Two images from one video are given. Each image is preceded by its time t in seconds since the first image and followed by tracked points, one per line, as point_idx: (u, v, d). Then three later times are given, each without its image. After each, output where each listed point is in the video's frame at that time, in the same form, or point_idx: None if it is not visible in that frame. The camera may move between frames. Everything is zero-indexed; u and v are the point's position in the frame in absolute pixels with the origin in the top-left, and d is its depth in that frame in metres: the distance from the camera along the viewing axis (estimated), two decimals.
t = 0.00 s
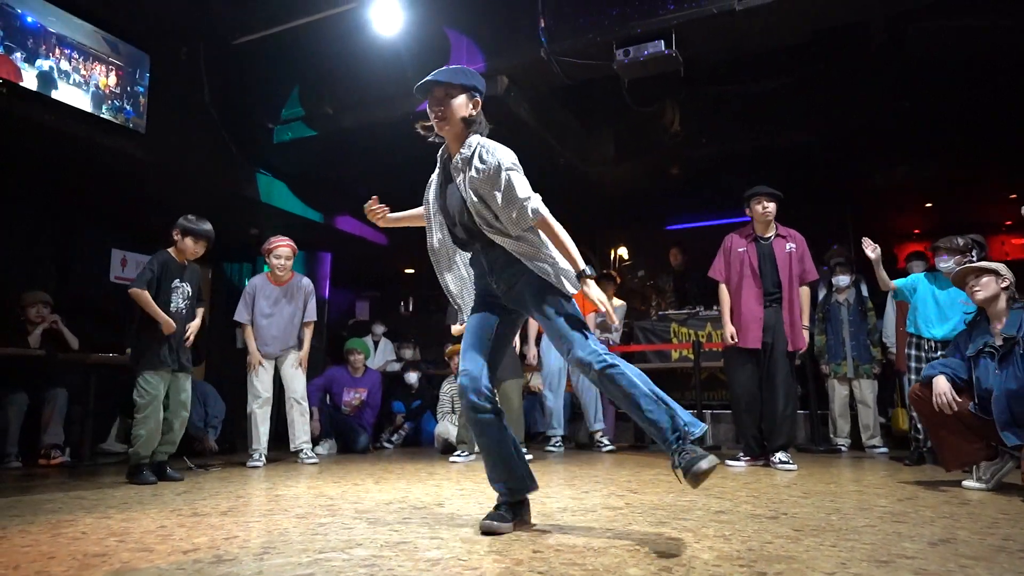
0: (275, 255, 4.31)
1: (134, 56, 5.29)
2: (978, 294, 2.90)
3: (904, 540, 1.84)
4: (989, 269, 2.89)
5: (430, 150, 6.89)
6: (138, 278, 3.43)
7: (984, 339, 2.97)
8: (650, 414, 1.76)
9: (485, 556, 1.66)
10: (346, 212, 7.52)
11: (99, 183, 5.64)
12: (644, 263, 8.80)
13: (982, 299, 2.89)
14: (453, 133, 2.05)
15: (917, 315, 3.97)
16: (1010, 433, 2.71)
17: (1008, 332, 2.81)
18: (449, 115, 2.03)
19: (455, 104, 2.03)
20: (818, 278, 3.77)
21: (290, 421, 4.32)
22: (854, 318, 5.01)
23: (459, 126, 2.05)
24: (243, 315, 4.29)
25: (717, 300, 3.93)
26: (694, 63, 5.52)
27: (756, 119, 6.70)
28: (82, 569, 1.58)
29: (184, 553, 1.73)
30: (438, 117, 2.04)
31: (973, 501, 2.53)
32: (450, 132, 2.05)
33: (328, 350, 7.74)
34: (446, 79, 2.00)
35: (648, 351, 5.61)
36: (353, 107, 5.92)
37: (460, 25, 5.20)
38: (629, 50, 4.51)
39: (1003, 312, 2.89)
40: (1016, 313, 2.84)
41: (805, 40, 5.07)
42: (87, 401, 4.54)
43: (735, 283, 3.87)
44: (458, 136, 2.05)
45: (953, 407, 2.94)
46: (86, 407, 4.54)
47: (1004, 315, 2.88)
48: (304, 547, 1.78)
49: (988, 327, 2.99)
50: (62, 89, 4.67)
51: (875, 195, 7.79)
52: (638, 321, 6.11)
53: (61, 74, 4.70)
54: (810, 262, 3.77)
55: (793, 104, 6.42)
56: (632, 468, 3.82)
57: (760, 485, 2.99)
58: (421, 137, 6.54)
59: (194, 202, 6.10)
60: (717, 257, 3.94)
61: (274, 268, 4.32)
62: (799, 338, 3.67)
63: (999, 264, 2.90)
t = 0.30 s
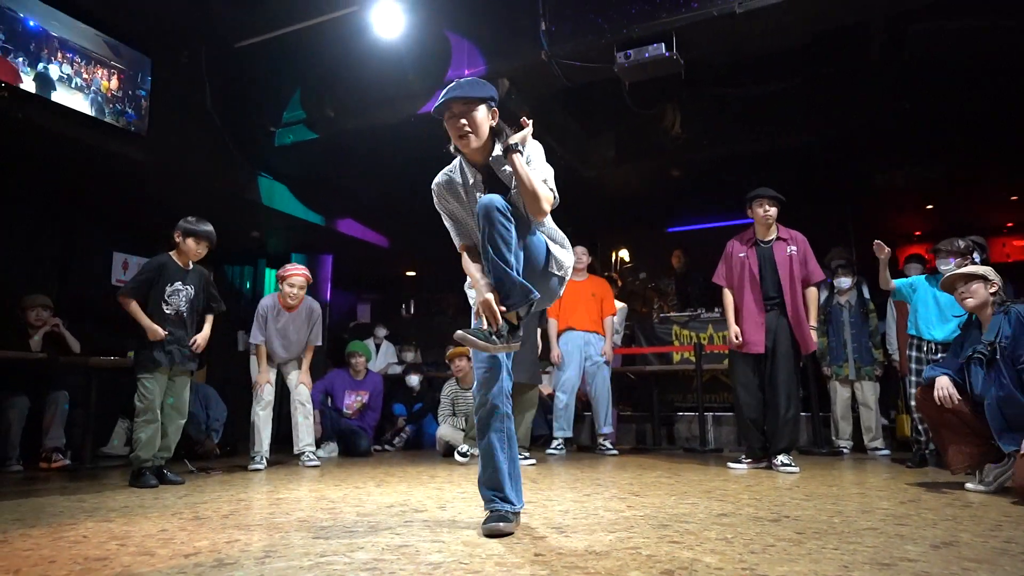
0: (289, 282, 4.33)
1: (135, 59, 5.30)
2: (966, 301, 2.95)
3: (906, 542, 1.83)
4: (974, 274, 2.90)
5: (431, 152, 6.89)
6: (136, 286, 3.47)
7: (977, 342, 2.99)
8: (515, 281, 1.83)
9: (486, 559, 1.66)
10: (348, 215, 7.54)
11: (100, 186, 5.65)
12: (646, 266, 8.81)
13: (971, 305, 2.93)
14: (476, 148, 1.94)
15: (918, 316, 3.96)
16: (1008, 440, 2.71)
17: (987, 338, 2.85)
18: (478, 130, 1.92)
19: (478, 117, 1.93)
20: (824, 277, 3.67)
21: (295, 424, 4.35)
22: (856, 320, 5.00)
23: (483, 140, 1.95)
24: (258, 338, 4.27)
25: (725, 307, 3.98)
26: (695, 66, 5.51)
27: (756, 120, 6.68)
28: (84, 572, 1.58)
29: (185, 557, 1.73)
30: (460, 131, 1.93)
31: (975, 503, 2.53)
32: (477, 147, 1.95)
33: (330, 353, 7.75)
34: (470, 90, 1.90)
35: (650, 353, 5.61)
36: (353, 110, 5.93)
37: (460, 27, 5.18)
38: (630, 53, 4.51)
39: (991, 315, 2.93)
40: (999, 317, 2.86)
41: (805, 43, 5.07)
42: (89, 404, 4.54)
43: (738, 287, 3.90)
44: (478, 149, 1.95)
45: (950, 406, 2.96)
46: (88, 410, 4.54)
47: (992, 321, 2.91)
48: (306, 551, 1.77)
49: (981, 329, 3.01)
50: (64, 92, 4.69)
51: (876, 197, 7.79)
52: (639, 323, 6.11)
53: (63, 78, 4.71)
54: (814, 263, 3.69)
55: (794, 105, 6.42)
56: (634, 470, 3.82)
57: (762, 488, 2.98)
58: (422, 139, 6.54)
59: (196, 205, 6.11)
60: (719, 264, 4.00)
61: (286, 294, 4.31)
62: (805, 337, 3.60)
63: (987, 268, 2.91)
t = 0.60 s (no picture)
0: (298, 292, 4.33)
1: (136, 62, 5.31)
2: (957, 309, 2.92)
3: (908, 545, 1.83)
4: (961, 282, 2.87)
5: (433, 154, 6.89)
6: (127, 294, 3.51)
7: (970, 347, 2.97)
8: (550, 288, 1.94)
9: (487, 562, 1.66)
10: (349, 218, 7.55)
11: (102, 189, 5.66)
12: (647, 269, 8.81)
13: (963, 313, 2.90)
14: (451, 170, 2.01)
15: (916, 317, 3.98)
16: (1007, 449, 2.70)
17: (974, 348, 2.82)
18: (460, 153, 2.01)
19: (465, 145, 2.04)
20: (818, 277, 3.60)
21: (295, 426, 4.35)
22: (857, 323, 4.99)
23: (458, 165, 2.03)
24: (264, 345, 4.28)
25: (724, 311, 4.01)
26: (696, 68, 5.51)
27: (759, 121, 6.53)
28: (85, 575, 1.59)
29: (187, 560, 1.73)
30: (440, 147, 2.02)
31: (976, 506, 2.52)
32: (455, 170, 2.00)
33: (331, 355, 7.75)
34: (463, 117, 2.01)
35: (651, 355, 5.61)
36: (354, 112, 5.93)
37: (461, 30, 5.18)
38: (631, 55, 4.50)
39: (984, 321, 2.88)
40: (986, 326, 2.82)
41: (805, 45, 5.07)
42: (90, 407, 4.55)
43: (735, 289, 3.92)
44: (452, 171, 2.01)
45: (945, 417, 2.97)
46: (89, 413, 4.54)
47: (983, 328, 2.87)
48: (307, 554, 1.77)
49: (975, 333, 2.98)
50: (65, 95, 4.71)
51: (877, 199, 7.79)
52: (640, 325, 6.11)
53: (65, 80, 4.73)
54: (806, 262, 3.66)
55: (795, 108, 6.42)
56: (635, 473, 3.82)
57: (763, 491, 2.97)
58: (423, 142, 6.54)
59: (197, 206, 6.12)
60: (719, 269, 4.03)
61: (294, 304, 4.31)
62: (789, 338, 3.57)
63: (976, 274, 2.86)
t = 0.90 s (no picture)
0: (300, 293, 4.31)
1: (137, 66, 5.32)
2: (957, 313, 2.91)
3: (910, 548, 1.83)
4: (963, 288, 2.87)
5: (433, 157, 6.90)
6: (140, 296, 3.42)
7: (970, 352, 2.95)
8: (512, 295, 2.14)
9: (489, 565, 1.66)
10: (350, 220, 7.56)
11: (103, 192, 5.67)
12: (648, 272, 8.81)
13: (962, 318, 2.89)
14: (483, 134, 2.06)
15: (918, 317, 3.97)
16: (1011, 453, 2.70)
17: (976, 353, 2.80)
18: (480, 121, 2.02)
19: (480, 105, 2.01)
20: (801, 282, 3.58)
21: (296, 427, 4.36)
22: (858, 325, 4.98)
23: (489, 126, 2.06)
24: (268, 348, 4.29)
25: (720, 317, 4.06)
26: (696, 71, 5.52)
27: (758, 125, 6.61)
28: None
29: (188, 563, 1.73)
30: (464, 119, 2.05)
31: (979, 509, 2.52)
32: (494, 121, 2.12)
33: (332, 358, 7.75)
34: (463, 87, 1.99)
35: (653, 358, 5.60)
36: (355, 115, 5.94)
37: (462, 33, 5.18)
38: (632, 58, 4.51)
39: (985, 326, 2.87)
40: (988, 331, 2.81)
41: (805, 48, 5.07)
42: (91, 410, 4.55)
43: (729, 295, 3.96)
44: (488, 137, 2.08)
45: (951, 417, 2.96)
46: (90, 416, 4.54)
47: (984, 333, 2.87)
48: (307, 557, 1.77)
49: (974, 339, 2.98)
50: (66, 99, 4.72)
51: (878, 201, 7.79)
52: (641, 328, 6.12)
53: (66, 83, 4.73)
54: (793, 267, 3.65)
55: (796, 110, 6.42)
56: (637, 476, 3.81)
57: (765, 493, 2.97)
58: (423, 145, 6.55)
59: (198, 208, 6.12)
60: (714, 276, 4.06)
61: (298, 305, 4.31)
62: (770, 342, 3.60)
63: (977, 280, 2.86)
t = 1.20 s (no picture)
0: (299, 295, 4.32)
1: (139, 68, 5.34)
2: (961, 315, 2.90)
3: (911, 550, 1.82)
4: (966, 290, 2.86)
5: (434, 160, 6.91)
6: (143, 305, 3.45)
7: (974, 354, 2.95)
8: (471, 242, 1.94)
9: (490, 567, 1.65)
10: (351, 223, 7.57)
11: (104, 194, 5.68)
12: (649, 274, 8.83)
13: (967, 319, 2.89)
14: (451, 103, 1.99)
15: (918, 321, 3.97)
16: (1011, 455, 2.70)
17: (979, 354, 2.80)
18: (450, 85, 1.95)
19: (454, 72, 1.95)
20: (794, 283, 3.59)
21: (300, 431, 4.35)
22: (859, 327, 4.97)
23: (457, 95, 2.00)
24: (270, 350, 4.29)
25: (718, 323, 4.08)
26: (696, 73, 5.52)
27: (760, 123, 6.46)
28: None
29: (188, 565, 1.72)
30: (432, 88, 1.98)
31: (980, 510, 2.52)
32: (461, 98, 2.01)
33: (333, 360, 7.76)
34: (441, 49, 1.92)
35: (654, 360, 5.61)
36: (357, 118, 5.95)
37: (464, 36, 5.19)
38: (632, 61, 4.53)
39: (988, 328, 2.87)
40: (992, 333, 2.80)
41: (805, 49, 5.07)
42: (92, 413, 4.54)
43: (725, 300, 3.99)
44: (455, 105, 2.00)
45: (953, 418, 2.98)
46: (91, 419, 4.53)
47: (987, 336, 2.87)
48: (308, 560, 1.77)
49: (979, 340, 2.96)
50: (68, 101, 4.74)
51: (878, 203, 7.79)
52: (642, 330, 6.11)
53: (67, 86, 4.75)
54: (783, 267, 3.67)
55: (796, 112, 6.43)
56: (638, 478, 3.80)
57: (767, 496, 2.96)
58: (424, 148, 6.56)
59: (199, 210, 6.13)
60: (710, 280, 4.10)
61: (296, 306, 4.33)
62: (761, 342, 3.61)
63: (981, 282, 2.84)
